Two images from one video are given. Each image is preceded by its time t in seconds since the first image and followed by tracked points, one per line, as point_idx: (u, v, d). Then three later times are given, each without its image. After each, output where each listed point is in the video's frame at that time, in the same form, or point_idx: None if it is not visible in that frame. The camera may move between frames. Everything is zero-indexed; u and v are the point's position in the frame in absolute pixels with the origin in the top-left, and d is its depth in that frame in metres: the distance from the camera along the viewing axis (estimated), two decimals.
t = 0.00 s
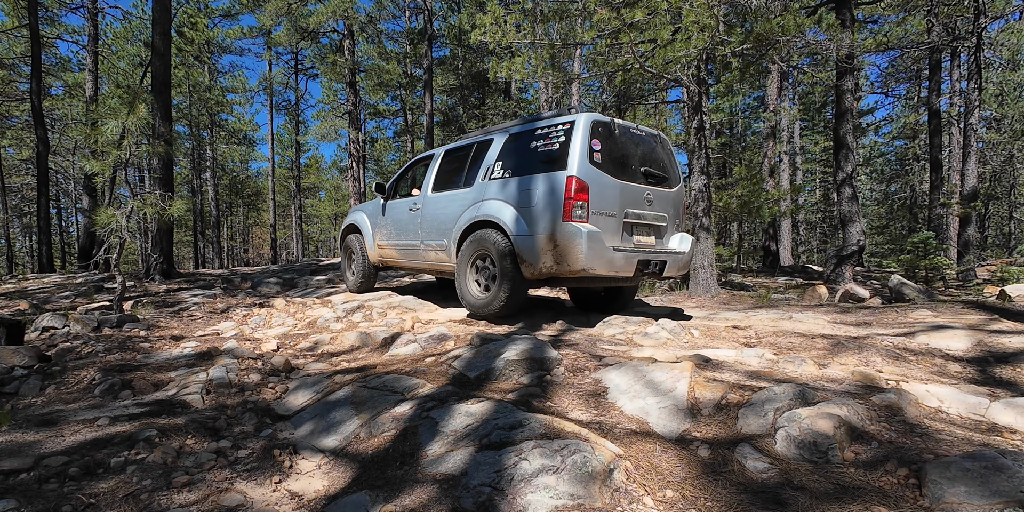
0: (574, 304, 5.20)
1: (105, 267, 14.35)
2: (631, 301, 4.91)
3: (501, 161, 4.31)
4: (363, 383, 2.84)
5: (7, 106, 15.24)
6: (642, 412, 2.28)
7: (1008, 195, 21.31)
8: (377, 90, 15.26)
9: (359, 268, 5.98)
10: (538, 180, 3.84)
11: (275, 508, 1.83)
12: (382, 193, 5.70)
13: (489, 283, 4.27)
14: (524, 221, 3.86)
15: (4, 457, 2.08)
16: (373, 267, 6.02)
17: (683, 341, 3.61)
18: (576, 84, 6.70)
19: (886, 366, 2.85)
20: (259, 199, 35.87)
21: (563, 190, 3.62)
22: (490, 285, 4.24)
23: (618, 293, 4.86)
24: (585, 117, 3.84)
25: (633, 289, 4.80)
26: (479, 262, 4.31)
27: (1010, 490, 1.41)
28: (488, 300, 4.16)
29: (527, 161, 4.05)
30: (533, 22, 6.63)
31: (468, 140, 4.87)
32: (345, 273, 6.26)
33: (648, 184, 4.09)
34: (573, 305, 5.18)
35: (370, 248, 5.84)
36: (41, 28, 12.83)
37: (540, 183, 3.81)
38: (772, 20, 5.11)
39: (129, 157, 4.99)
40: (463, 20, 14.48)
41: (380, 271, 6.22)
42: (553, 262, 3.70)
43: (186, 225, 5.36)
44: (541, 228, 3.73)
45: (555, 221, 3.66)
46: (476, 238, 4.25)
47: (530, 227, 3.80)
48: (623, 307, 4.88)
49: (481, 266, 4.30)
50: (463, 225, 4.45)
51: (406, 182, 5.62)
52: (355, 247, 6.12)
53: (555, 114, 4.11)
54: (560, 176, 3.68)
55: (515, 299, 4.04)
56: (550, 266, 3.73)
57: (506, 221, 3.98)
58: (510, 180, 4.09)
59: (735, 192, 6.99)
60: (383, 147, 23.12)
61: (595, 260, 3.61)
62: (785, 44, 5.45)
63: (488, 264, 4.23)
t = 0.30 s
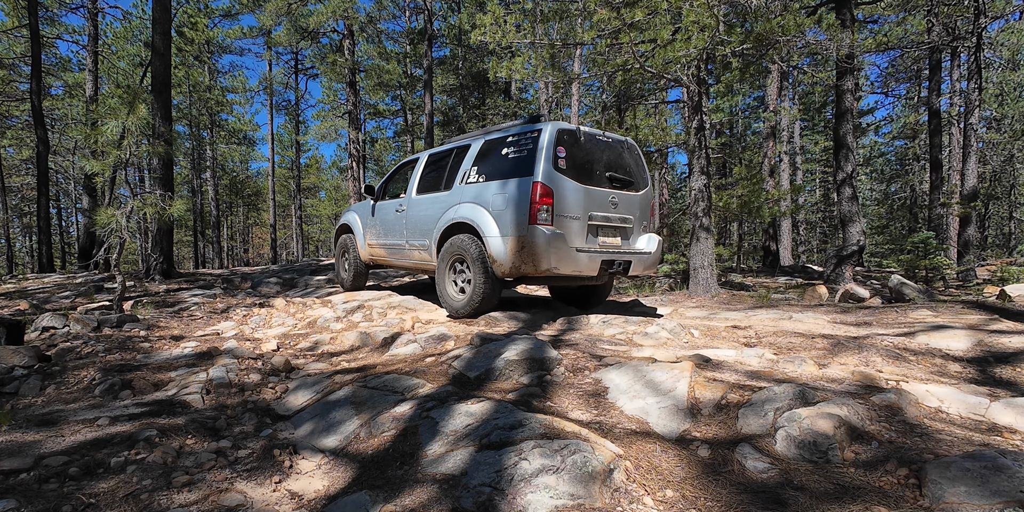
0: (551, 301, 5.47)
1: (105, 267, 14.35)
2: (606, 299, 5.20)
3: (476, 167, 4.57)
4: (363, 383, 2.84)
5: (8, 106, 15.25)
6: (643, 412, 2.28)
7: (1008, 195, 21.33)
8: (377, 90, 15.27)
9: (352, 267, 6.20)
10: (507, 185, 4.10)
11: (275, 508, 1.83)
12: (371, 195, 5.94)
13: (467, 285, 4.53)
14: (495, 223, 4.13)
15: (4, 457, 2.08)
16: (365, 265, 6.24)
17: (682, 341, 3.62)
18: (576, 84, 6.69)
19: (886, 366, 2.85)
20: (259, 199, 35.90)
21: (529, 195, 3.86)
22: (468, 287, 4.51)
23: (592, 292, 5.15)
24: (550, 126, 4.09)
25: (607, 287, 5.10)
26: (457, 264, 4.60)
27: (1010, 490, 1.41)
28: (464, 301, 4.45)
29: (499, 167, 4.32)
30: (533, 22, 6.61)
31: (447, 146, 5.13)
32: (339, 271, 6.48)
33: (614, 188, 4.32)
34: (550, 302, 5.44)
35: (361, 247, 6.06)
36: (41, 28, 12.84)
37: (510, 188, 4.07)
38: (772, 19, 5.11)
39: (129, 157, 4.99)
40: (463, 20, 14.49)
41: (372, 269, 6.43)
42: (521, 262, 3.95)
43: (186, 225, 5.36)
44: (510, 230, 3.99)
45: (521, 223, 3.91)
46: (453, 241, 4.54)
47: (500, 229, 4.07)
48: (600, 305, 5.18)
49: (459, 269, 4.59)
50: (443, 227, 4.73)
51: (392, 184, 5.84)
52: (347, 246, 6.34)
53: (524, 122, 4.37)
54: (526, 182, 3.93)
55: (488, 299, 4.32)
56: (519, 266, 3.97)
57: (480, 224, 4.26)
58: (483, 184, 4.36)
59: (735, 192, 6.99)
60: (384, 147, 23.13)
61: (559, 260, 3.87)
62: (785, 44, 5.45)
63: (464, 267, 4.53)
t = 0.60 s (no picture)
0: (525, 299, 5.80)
1: (106, 267, 14.38)
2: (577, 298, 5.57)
3: (444, 185, 4.84)
4: (363, 383, 2.84)
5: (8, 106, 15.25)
6: (643, 412, 2.28)
7: (1008, 195, 21.33)
8: (378, 90, 15.28)
9: (341, 274, 6.39)
10: (473, 206, 4.39)
11: (276, 508, 1.83)
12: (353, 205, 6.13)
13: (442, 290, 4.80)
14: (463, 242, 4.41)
15: (5, 457, 2.08)
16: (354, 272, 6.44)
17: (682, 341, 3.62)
18: (576, 84, 6.66)
19: (886, 366, 2.85)
20: (259, 199, 35.91)
21: (492, 216, 4.16)
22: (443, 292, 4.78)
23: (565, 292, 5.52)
24: (508, 149, 4.34)
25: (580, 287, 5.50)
26: (434, 271, 4.86)
27: (1010, 490, 1.41)
28: (438, 306, 4.73)
29: (465, 187, 4.58)
30: (533, 22, 6.56)
31: (419, 163, 5.37)
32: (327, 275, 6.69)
33: (574, 201, 4.56)
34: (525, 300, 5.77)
35: (346, 254, 6.27)
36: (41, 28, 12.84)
37: (475, 209, 4.36)
38: (772, 19, 5.11)
39: (129, 157, 4.99)
40: (463, 20, 14.49)
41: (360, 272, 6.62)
42: (488, 278, 4.26)
43: (186, 225, 5.36)
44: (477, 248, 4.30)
45: (486, 242, 4.21)
46: (427, 253, 4.80)
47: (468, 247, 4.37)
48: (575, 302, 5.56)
49: (436, 275, 4.85)
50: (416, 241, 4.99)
51: (372, 194, 6.06)
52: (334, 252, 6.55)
53: (486, 143, 4.60)
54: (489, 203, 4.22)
55: (459, 308, 4.61)
56: (486, 281, 4.29)
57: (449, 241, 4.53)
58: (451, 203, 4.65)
59: (735, 192, 6.98)
60: (384, 147, 23.13)
61: (522, 275, 4.18)
62: (785, 44, 5.44)
63: (438, 274, 4.80)
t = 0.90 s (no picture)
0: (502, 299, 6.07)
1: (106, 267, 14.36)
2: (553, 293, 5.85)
3: (419, 190, 5.07)
4: (363, 383, 2.84)
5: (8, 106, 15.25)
6: (643, 412, 2.28)
7: (1008, 195, 21.33)
8: (378, 90, 15.26)
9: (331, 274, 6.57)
10: (445, 210, 4.64)
11: (275, 508, 1.83)
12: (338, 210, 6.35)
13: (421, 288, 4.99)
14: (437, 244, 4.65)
15: (4, 457, 2.08)
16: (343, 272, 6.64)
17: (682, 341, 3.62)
18: (576, 83, 6.65)
19: (886, 366, 2.84)
20: (259, 198, 35.93)
21: (463, 220, 4.42)
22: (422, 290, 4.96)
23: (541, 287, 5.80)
24: (475, 156, 4.59)
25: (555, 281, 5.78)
26: (413, 270, 5.06)
27: (1011, 490, 1.41)
28: (417, 303, 4.94)
29: (438, 193, 4.82)
30: (533, 22, 6.53)
31: (397, 169, 5.61)
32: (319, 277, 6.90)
33: (539, 202, 4.78)
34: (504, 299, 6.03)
35: (335, 256, 6.47)
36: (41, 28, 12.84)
37: (447, 213, 4.61)
38: (772, 19, 5.10)
39: (129, 157, 4.99)
40: (463, 19, 14.49)
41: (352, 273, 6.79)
42: (461, 277, 4.52)
43: (186, 225, 5.36)
44: (450, 249, 4.54)
45: (459, 244, 4.46)
46: (406, 254, 5.02)
47: (443, 248, 4.61)
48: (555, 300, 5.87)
49: (415, 274, 5.06)
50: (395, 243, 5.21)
51: (355, 199, 6.29)
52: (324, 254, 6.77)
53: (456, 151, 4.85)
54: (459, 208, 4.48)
55: (438, 305, 4.82)
56: (460, 279, 4.54)
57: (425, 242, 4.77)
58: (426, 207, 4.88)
59: (735, 191, 6.98)
60: (384, 147, 23.13)
61: (492, 273, 4.45)
62: (785, 44, 5.43)
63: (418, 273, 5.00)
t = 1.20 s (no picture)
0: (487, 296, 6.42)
1: (106, 267, 14.37)
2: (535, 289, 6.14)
3: (414, 182, 5.28)
4: (363, 383, 2.84)
5: (8, 106, 15.25)
6: (643, 412, 2.28)
7: (1008, 195, 21.32)
8: (378, 90, 15.26)
9: (326, 269, 6.72)
10: (436, 197, 4.84)
11: (276, 508, 1.83)
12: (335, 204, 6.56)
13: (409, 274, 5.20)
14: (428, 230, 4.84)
15: (5, 457, 2.08)
16: (338, 268, 6.78)
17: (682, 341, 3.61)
18: (577, 83, 6.65)
19: (886, 366, 2.84)
20: (259, 198, 35.94)
21: (451, 205, 4.61)
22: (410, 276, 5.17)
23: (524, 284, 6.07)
24: (467, 148, 4.82)
25: (536, 276, 6.14)
26: (403, 257, 5.28)
27: (1010, 490, 1.41)
28: (405, 288, 5.15)
29: (431, 183, 5.03)
30: (533, 22, 6.53)
31: (394, 164, 5.85)
32: (313, 274, 6.99)
33: (525, 197, 5.02)
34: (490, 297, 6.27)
35: (330, 251, 6.62)
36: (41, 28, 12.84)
37: (437, 200, 4.81)
38: (772, 19, 5.10)
39: (129, 157, 4.99)
40: (463, 19, 14.49)
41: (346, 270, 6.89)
42: (447, 260, 4.68)
43: (187, 225, 5.36)
44: (439, 233, 4.72)
45: (447, 228, 4.64)
46: (398, 241, 5.22)
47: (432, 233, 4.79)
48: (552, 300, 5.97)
49: (404, 261, 5.28)
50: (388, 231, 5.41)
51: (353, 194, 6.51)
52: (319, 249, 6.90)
53: (449, 144, 5.08)
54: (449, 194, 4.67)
55: (424, 290, 5.02)
56: (447, 262, 4.70)
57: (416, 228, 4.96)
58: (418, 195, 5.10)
59: (735, 191, 6.97)
60: (384, 147, 23.13)
61: (477, 257, 4.60)
62: (785, 45, 5.43)
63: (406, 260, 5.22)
